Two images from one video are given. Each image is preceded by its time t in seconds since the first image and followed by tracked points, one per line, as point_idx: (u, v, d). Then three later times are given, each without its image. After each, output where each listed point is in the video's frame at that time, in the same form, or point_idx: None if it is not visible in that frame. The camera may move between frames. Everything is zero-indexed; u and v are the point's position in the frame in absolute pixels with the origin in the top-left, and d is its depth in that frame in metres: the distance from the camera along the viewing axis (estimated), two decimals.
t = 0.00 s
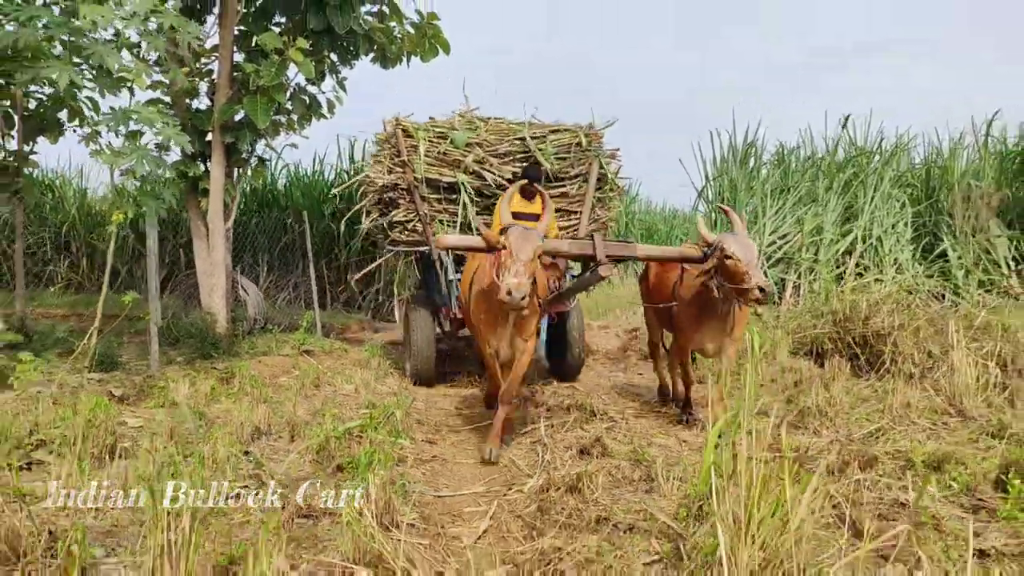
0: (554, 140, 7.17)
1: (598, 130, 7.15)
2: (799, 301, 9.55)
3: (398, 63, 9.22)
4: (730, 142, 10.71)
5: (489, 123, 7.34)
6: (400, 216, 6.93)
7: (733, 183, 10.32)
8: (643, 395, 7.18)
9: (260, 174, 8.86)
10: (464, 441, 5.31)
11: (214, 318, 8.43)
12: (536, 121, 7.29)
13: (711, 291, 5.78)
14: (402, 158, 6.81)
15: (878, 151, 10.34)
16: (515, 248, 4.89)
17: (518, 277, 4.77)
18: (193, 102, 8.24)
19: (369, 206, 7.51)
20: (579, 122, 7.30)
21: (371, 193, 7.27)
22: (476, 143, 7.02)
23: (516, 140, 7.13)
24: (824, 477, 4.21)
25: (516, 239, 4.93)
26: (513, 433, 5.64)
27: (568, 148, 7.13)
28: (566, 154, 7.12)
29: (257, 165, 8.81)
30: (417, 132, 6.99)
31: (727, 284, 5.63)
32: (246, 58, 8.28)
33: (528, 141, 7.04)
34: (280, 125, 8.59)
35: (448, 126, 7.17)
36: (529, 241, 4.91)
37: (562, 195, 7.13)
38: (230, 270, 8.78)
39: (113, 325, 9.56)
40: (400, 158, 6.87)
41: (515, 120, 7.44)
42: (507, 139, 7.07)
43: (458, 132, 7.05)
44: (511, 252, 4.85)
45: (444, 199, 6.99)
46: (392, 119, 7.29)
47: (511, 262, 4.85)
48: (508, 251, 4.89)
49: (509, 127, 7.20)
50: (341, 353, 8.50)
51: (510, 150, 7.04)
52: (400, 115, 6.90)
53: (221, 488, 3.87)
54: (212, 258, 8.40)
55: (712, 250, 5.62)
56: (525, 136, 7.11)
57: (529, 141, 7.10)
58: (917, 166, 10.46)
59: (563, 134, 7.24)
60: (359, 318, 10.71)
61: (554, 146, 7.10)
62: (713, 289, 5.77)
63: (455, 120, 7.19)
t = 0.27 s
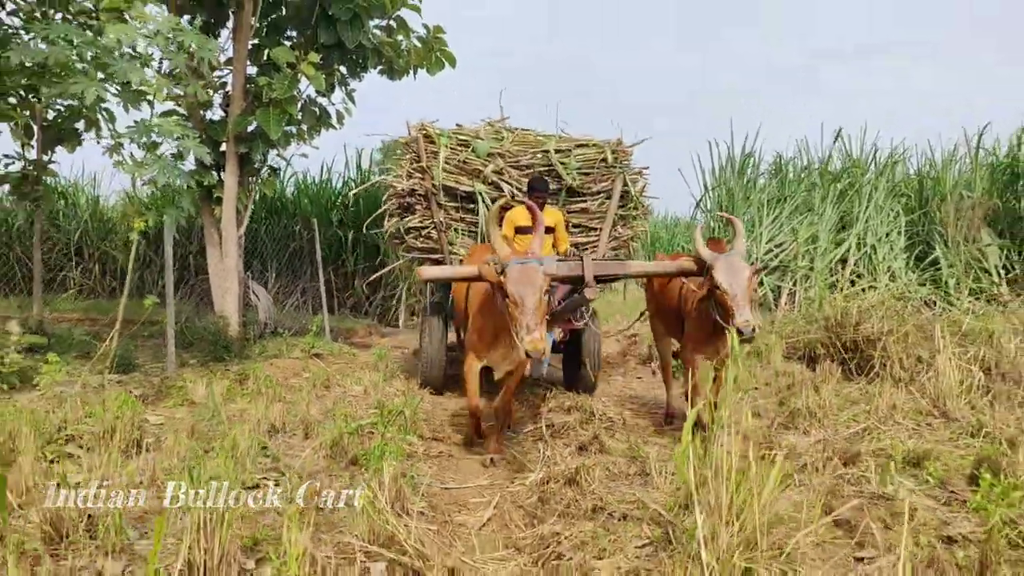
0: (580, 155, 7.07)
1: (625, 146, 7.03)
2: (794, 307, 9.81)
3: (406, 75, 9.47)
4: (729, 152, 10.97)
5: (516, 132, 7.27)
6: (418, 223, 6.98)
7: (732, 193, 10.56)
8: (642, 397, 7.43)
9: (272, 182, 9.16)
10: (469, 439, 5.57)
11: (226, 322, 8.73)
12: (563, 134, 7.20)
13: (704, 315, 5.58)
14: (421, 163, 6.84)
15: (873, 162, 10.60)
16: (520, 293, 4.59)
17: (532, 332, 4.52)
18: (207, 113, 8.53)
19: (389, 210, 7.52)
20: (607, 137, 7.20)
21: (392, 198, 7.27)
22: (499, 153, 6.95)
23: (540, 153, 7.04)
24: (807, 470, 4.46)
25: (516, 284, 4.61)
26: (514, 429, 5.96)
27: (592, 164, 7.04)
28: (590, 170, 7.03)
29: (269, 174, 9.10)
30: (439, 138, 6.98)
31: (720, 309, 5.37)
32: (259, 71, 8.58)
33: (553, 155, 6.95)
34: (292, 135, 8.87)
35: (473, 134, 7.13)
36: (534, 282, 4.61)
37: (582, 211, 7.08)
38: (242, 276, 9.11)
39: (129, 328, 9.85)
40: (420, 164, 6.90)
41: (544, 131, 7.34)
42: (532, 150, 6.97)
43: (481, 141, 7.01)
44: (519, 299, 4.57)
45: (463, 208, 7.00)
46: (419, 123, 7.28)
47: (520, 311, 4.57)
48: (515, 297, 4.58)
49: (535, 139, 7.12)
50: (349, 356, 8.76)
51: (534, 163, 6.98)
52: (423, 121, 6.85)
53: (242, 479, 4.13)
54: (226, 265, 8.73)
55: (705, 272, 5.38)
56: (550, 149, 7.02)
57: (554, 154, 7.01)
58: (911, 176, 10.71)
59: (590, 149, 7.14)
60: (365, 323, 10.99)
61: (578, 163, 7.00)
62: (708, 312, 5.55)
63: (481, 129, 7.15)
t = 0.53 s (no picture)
0: (582, 166, 7.13)
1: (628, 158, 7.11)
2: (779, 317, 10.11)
3: (403, 91, 9.77)
4: (718, 165, 11.29)
5: (517, 142, 7.31)
6: (417, 231, 7.07)
7: (720, 206, 10.88)
8: (630, 404, 7.70)
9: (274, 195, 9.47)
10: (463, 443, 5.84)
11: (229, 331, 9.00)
12: (566, 144, 7.28)
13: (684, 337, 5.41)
14: (420, 173, 6.90)
15: (857, 176, 10.92)
16: (501, 314, 4.43)
17: (512, 354, 4.37)
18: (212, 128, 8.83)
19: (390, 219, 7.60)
20: (611, 147, 7.25)
21: (393, 207, 7.37)
22: (500, 163, 7.00)
23: (541, 164, 7.09)
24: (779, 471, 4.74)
25: (498, 303, 4.44)
26: (508, 433, 6.22)
27: (594, 175, 7.10)
28: (591, 182, 7.09)
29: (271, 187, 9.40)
30: (440, 147, 7.08)
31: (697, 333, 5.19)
32: (262, 89, 8.89)
33: (555, 167, 6.99)
34: (293, 150, 9.16)
35: (475, 143, 7.20)
36: (516, 302, 4.45)
37: (584, 223, 7.12)
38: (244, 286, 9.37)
39: (132, 337, 10.11)
40: (420, 173, 6.98)
41: (546, 141, 7.42)
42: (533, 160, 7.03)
43: (482, 151, 7.06)
44: (499, 320, 4.42)
45: (462, 218, 7.05)
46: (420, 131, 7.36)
47: (500, 331, 4.42)
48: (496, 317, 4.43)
49: (537, 149, 7.19)
50: (347, 364, 9.02)
51: (535, 173, 7.03)
52: (424, 129, 6.99)
53: (251, 478, 4.40)
54: (228, 275, 8.99)
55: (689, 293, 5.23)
56: (552, 160, 7.07)
57: (555, 166, 7.08)
58: (894, 190, 11.04)
59: (592, 160, 7.20)
60: (363, 332, 11.26)
61: (579, 174, 7.05)
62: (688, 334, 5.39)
63: (483, 138, 7.24)
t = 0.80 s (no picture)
0: (581, 166, 7.37)
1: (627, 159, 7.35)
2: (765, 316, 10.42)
3: (400, 97, 10.05)
4: (705, 168, 11.59)
5: (517, 142, 7.49)
6: (415, 233, 7.22)
7: (708, 208, 11.17)
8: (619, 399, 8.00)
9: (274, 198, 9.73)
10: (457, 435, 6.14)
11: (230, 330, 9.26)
12: (567, 144, 7.52)
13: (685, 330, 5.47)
14: (419, 175, 7.03)
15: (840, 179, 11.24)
16: (492, 328, 4.33)
17: (497, 372, 4.28)
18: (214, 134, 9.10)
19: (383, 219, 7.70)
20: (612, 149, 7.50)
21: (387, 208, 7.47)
22: (498, 164, 7.20)
23: (541, 164, 7.31)
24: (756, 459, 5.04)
25: (492, 316, 4.35)
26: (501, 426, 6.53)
27: (595, 175, 7.36)
28: (591, 182, 7.34)
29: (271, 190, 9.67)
30: (438, 149, 7.20)
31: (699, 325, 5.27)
32: (263, 95, 9.16)
33: (554, 168, 7.21)
34: (292, 154, 9.43)
35: (472, 144, 7.37)
36: (508, 318, 4.36)
37: (585, 224, 7.38)
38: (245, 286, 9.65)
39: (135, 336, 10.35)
40: (418, 175, 7.10)
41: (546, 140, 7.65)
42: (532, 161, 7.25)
43: (480, 151, 7.24)
44: (488, 335, 4.32)
45: (461, 219, 7.21)
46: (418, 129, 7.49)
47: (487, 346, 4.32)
48: (485, 331, 4.34)
49: (537, 149, 7.42)
50: (345, 362, 9.30)
51: (534, 173, 7.26)
52: (421, 130, 7.15)
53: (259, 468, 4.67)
54: (230, 276, 9.27)
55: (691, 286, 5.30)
56: (552, 160, 7.31)
57: (556, 166, 7.31)
58: (876, 192, 11.36)
59: (592, 161, 7.44)
60: (359, 331, 11.54)
61: (578, 174, 7.29)
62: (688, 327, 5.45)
63: (481, 138, 7.40)
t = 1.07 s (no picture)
0: (582, 154, 7.65)
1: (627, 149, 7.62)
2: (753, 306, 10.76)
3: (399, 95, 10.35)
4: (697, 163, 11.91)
5: (515, 132, 7.73)
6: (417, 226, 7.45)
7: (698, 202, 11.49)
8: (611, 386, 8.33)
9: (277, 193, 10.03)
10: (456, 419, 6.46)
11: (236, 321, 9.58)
12: (566, 133, 7.78)
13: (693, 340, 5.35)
14: (420, 167, 7.26)
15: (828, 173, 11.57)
16: (504, 301, 4.27)
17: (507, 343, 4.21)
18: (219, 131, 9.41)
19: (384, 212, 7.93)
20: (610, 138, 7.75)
21: (388, 203, 7.68)
22: (501, 155, 7.45)
23: (543, 154, 7.58)
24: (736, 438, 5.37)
25: (506, 289, 4.28)
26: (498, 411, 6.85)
27: (595, 164, 7.64)
28: (592, 170, 7.61)
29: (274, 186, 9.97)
30: (438, 141, 7.42)
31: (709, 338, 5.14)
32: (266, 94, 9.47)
33: (557, 158, 7.46)
34: (295, 151, 9.74)
35: (472, 136, 7.60)
36: (520, 293, 4.31)
37: (588, 214, 7.66)
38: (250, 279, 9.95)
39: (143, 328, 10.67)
40: (419, 167, 7.32)
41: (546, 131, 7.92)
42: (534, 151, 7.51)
43: (481, 142, 7.47)
44: (499, 307, 4.27)
45: (462, 211, 7.45)
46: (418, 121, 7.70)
47: (498, 319, 4.26)
48: (497, 304, 4.29)
49: (537, 140, 7.68)
50: (347, 352, 9.62)
51: (536, 163, 7.53)
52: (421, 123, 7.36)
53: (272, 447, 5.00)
54: (236, 269, 9.58)
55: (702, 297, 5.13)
56: (553, 149, 7.58)
57: (557, 155, 7.58)
58: (863, 185, 11.69)
59: (594, 150, 7.71)
60: (360, 323, 11.85)
61: (579, 163, 7.56)
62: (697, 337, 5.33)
63: (481, 130, 7.64)
